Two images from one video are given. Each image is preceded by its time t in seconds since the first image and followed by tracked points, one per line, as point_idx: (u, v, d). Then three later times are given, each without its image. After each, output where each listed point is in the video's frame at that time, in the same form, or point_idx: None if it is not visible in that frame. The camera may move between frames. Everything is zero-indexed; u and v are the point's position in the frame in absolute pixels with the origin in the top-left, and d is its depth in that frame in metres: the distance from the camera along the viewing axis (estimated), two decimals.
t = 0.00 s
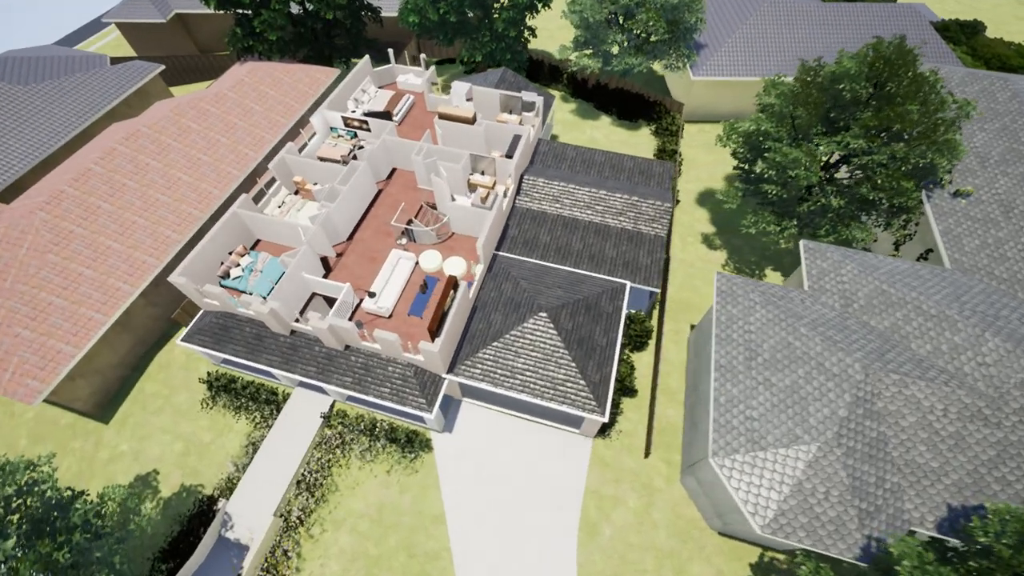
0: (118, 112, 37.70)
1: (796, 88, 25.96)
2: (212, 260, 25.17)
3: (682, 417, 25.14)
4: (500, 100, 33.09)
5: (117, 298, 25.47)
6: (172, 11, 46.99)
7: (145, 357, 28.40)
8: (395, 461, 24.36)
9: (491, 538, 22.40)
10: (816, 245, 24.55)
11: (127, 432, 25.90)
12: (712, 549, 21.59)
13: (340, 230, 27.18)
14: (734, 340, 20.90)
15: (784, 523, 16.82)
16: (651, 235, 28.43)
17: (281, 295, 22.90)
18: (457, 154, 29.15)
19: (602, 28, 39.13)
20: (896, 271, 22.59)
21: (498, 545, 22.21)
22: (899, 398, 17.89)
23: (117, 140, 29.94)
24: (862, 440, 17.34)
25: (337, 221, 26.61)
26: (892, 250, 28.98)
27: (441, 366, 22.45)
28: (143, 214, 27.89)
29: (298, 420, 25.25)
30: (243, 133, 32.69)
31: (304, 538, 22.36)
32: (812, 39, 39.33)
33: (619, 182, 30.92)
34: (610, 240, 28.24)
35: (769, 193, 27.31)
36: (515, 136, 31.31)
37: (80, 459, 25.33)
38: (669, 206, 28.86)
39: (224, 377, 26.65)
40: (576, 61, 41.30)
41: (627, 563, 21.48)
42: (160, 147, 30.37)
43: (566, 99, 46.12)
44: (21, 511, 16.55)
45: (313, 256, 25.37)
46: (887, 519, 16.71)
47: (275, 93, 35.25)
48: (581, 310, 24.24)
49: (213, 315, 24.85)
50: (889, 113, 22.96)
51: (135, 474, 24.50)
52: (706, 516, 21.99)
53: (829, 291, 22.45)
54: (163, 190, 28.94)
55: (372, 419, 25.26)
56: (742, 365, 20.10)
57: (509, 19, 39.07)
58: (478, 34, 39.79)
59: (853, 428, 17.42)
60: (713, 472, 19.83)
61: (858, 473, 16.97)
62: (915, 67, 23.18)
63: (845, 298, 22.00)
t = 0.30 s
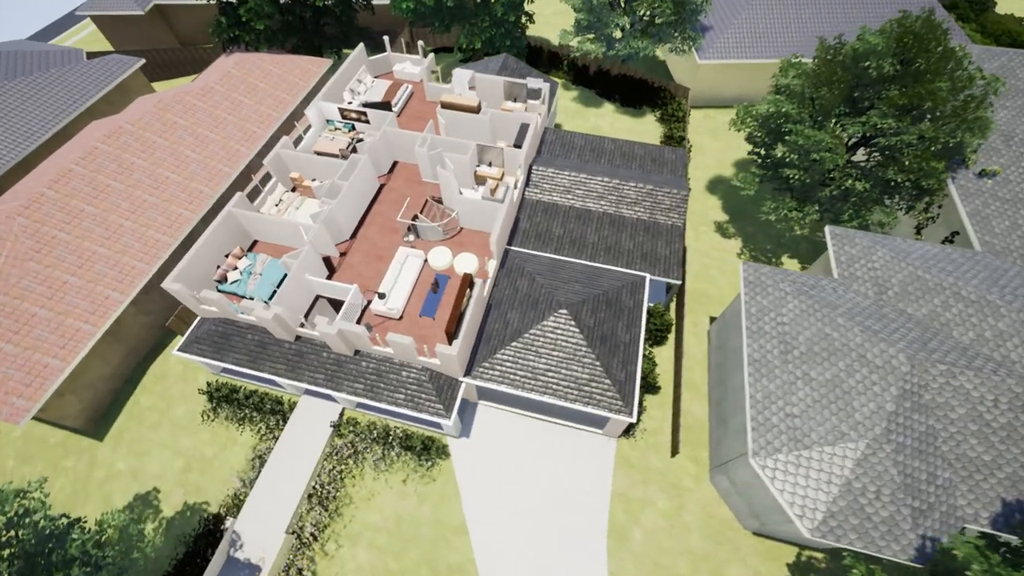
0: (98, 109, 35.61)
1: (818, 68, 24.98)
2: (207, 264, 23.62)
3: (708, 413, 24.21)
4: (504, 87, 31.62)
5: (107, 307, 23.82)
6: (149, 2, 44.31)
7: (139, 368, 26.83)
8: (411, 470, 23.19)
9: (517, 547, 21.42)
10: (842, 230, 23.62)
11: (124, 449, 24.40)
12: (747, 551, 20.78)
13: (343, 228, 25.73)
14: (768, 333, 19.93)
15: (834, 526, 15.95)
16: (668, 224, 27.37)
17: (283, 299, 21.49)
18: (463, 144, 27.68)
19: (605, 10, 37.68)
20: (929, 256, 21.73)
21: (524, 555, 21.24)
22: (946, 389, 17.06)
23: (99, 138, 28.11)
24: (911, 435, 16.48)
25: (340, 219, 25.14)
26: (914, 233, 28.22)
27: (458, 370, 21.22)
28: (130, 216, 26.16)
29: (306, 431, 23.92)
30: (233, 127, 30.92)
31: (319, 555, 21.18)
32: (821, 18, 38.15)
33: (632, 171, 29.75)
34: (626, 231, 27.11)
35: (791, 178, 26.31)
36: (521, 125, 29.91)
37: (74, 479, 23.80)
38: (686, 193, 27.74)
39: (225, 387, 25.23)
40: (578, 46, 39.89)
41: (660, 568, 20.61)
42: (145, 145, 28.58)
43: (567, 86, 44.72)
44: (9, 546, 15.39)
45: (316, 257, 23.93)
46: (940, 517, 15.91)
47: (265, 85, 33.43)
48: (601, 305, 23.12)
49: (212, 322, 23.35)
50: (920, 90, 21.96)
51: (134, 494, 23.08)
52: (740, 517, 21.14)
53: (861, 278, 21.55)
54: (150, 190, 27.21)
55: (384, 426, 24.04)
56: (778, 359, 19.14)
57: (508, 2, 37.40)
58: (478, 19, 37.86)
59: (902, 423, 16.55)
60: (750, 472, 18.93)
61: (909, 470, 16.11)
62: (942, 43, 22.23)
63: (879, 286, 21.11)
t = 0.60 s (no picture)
0: (76, 106, 33.53)
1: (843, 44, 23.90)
2: (204, 268, 22.12)
3: (736, 408, 23.30)
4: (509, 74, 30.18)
5: (96, 318, 22.26)
6: None
7: (134, 380, 25.31)
8: (429, 479, 22.05)
9: (545, 557, 20.43)
10: (871, 215, 22.70)
11: (122, 467, 22.96)
12: (786, 551, 19.98)
13: (348, 226, 24.34)
14: (805, 325, 19.00)
15: (889, 527, 15.15)
16: (686, 213, 26.30)
17: (289, 304, 20.13)
18: (470, 134, 26.23)
19: None
20: (965, 239, 20.91)
21: (554, 564, 20.26)
22: (999, 379, 16.24)
23: (80, 136, 26.34)
24: (966, 428, 15.66)
25: (344, 216, 23.71)
26: (936, 216, 27.46)
27: (478, 373, 20.02)
28: (117, 219, 24.48)
29: (317, 442, 22.63)
30: (223, 122, 29.19)
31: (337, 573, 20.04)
32: None
33: (646, 158, 28.58)
34: (643, 221, 25.98)
35: (814, 161, 25.33)
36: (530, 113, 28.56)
37: (69, 502, 22.32)
38: (704, 180, 26.64)
39: (228, 398, 23.83)
40: (580, 30, 38.41)
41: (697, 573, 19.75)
42: (131, 143, 26.84)
43: (568, 73, 43.28)
44: None
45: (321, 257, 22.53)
46: (1000, 514, 15.13)
47: (256, 78, 31.64)
48: (625, 300, 22.01)
49: (212, 330, 21.92)
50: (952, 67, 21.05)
51: (135, 515, 21.69)
52: (777, 516, 20.31)
53: (896, 264, 20.68)
54: (138, 191, 25.53)
55: (399, 433, 22.86)
56: (818, 352, 18.21)
57: None
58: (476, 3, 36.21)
59: (956, 417, 15.71)
60: (792, 471, 18.05)
61: (966, 466, 15.29)
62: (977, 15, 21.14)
63: (915, 272, 20.28)
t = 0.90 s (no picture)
0: (54, 104, 31.53)
1: (870, 20, 22.85)
2: (203, 273, 20.67)
3: (767, 403, 22.46)
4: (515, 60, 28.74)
5: (87, 329, 20.77)
6: None
7: (131, 393, 23.90)
8: (451, 488, 20.97)
9: (578, 566, 19.46)
10: (902, 197, 21.78)
11: (121, 487, 21.59)
12: (827, 550, 19.21)
13: (354, 224, 22.97)
14: (845, 316, 18.08)
15: (949, 527, 14.41)
16: (706, 202, 25.25)
17: (296, 309, 18.80)
18: (479, 124, 24.89)
19: None
20: (1003, 220, 20.11)
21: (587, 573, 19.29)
22: None
23: (60, 135, 24.60)
24: None
25: (350, 214, 22.34)
26: (960, 197, 26.77)
27: (502, 377, 18.87)
28: (105, 223, 22.89)
29: (330, 454, 21.36)
30: (214, 117, 27.53)
31: None
32: None
33: (661, 146, 27.44)
34: (663, 211, 24.88)
35: (840, 143, 24.36)
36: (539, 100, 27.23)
37: (66, 526, 20.92)
38: (724, 167, 25.58)
39: (232, 411, 22.47)
40: (583, 14, 36.98)
41: None
42: (116, 141, 25.15)
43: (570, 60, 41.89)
44: None
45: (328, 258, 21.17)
46: None
47: (246, 70, 29.90)
48: (650, 295, 20.99)
49: (214, 338, 20.56)
50: (992, 36, 20.42)
51: (139, 537, 20.39)
52: (816, 514, 19.53)
53: (933, 249, 19.85)
54: (125, 192, 23.91)
55: (417, 441, 21.71)
56: (863, 345, 17.30)
57: None
58: None
59: (1016, 409, 14.90)
60: (836, 469, 17.22)
61: None
62: None
63: (954, 257, 19.49)
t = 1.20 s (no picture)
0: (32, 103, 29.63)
1: None
2: (203, 279, 19.32)
3: (799, 398, 21.65)
4: (522, 45, 27.38)
5: (79, 343, 19.39)
6: None
7: (129, 408, 22.56)
8: (475, 498, 19.93)
9: None
10: (935, 180, 20.98)
11: (124, 509, 20.31)
12: (871, 550, 18.55)
13: (362, 222, 21.66)
14: (889, 306, 17.21)
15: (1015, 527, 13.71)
16: (728, 190, 24.25)
17: (307, 316, 17.57)
18: (489, 113, 23.57)
19: None
20: None
21: None
22: None
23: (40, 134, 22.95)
24: None
25: (358, 211, 21.02)
26: (986, 179, 26.06)
27: (529, 381, 17.78)
28: (93, 228, 21.36)
29: (345, 467, 20.20)
30: (204, 113, 25.94)
31: None
32: None
33: (677, 132, 26.35)
34: (684, 201, 23.84)
35: (867, 124, 23.47)
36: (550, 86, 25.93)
37: (66, 553, 19.63)
38: (745, 153, 24.58)
39: (239, 424, 21.24)
40: None
41: None
42: (101, 140, 23.51)
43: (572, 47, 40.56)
44: None
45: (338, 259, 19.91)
46: None
47: (237, 62, 28.26)
48: (678, 289, 19.97)
49: (217, 348, 19.26)
50: None
51: (146, 562, 19.18)
52: (858, 513, 18.83)
53: (973, 234, 19.07)
54: (114, 195, 22.37)
55: (437, 450, 20.61)
56: (911, 336, 16.50)
57: None
58: None
59: None
60: (884, 467, 16.48)
61: None
62: None
63: (995, 241, 18.74)
